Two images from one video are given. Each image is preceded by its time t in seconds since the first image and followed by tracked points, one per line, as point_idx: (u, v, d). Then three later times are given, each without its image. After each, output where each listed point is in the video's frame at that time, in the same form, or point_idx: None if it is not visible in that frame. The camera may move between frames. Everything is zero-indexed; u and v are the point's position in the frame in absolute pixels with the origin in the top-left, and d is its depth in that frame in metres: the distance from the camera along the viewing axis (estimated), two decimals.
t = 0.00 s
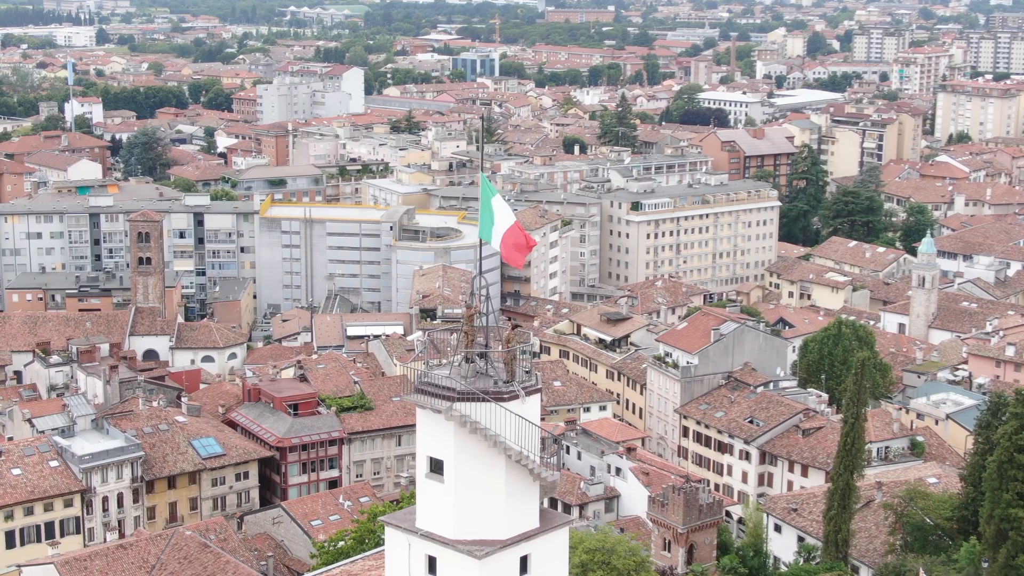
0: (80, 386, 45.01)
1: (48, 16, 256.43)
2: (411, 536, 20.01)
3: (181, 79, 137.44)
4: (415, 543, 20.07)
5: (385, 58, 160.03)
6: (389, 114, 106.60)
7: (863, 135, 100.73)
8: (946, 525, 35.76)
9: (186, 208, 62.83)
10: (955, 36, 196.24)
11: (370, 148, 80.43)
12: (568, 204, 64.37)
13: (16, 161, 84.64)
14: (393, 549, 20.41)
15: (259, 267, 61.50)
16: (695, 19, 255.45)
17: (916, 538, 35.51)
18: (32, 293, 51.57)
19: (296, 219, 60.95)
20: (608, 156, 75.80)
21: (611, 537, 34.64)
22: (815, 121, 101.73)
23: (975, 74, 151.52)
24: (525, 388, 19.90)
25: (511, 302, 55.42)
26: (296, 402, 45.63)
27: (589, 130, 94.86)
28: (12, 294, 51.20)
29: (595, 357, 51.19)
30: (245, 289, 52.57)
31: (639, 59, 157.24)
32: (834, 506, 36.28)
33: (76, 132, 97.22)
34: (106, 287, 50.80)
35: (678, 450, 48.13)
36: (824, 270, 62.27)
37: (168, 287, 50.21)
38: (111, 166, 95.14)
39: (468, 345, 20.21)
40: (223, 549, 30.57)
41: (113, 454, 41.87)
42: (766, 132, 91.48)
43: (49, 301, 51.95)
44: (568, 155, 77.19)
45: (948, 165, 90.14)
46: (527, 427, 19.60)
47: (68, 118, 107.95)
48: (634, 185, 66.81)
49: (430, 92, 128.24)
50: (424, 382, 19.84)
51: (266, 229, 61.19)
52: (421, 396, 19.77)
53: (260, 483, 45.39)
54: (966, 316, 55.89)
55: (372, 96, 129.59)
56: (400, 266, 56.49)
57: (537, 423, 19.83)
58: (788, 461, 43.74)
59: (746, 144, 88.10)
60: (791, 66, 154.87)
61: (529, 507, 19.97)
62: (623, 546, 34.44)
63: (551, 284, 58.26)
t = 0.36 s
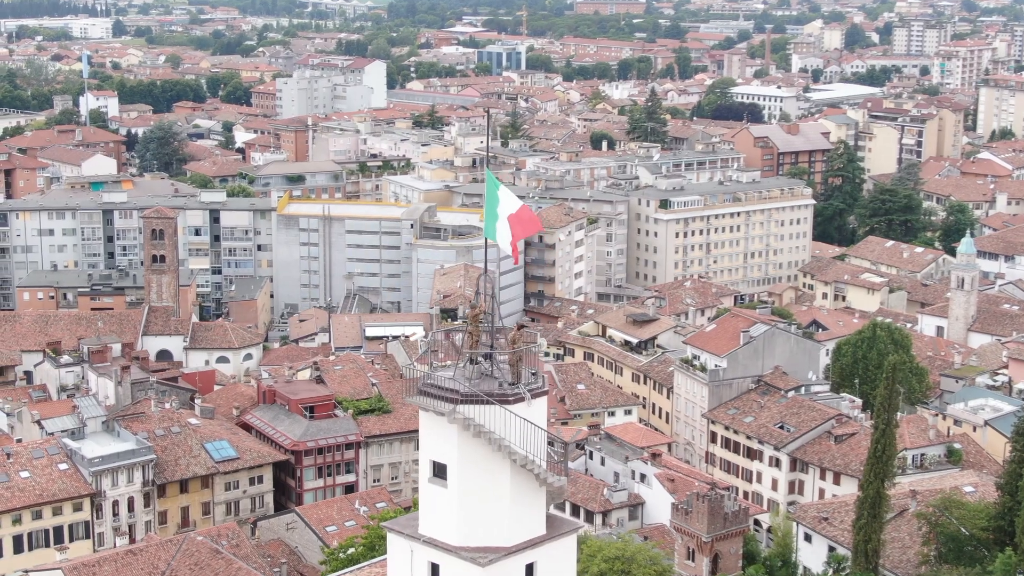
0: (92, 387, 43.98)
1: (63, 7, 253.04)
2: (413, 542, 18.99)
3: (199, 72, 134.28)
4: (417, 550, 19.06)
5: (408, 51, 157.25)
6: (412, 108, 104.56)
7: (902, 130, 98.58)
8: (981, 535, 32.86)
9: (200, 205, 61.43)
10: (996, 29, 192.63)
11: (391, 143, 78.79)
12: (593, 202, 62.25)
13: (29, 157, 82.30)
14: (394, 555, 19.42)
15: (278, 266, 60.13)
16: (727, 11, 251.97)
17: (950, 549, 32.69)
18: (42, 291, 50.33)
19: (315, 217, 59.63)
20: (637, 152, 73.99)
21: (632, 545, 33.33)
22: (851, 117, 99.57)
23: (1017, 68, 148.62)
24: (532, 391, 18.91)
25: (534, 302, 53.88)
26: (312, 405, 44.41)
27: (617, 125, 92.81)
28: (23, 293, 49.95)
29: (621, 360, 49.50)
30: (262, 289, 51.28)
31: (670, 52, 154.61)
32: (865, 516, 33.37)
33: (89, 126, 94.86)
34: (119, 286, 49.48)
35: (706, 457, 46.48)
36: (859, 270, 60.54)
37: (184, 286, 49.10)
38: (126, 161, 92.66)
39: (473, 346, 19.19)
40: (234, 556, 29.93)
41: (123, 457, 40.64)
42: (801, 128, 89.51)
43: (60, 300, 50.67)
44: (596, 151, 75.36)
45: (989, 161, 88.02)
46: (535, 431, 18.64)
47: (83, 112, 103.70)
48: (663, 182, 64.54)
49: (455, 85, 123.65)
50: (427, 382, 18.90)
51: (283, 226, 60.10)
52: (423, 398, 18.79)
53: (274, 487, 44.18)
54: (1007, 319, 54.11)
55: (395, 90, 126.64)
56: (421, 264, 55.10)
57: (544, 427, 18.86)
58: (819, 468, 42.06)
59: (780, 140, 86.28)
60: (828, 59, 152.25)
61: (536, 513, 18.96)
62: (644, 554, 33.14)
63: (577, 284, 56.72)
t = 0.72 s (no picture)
0: (103, 389, 42.41)
1: None
2: (417, 548, 18.36)
3: (219, 65, 130.26)
4: (421, 558, 18.43)
5: (433, 44, 154.25)
6: (436, 102, 102.19)
7: (943, 127, 96.45)
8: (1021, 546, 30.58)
9: (216, 201, 59.57)
10: None
11: (414, 140, 77.00)
12: (621, 200, 60.59)
13: (42, 151, 79.61)
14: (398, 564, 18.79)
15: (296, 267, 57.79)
16: (762, 4, 248.45)
17: (987, 560, 30.54)
18: (54, 289, 48.97)
19: (335, 213, 57.07)
20: (667, 148, 72.15)
21: (653, 555, 31.68)
22: (890, 113, 97.36)
23: None
24: (537, 393, 18.15)
25: (559, 303, 52.29)
26: (329, 407, 42.93)
27: (648, 121, 90.66)
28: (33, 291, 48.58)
29: (647, 363, 47.52)
30: (280, 290, 50.14)
31: (704, 45, 151.84)
32: (895, 525, 30.65)
33: (104, 119, 92.15)
34: (133, 284, 48.29)
35: (735, 463, 44.34)
36: (896, 271, 58.74)
37: (200, 285, 48.31)
38: (141, 156, 89.50)
39: (478, 346, 18.39)
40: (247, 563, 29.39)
41: (135, 460, 39.32)
42: (838, 124, 87.55)
43: (73, 298, 49.26)
44: (624, 147, 73.45)
45: None
46: (542, 435, 17.95)
47: (98, 106, 99.19)
48: (693, 179, 62.76)
49: (481, 80, 120.37)
50: (432, 383, 18.13)
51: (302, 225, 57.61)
52: (426, 400, 18.13)
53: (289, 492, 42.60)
54: None
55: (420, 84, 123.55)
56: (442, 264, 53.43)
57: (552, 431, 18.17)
58: (853, 476, 40.02)
59: (817, 136, 84.44)
60: (868, 53, 149.54)
61: (543, 519, 18.28)
62: (666, 565, 31.47)
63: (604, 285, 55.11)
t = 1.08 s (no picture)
0: (116, 390, 41.20)
1: None
2: (419, 555, 17.42)
3: (236, 58, 124.12)
4: (424, 565, 17.49)
5: (458, 36, 150.69)
6: (461, 96, 99.91)
7: (985, 123, 94.46)
8: None
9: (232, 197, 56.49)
10: None
11: (437, 135, 75.10)
12: (649, 197, 59.21)
13: (54, 146, 76.61)
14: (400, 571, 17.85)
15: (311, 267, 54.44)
16: None
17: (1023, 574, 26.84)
18: (66, 288, 47.43)
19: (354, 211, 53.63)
20: (697, 145, 70.38)
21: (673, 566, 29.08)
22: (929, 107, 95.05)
23: None
24: (544, 396, 17.15)
25: (586, 304, 50.64)
26: (346, 410, 40.88)
27: (679, 117, 88.69)
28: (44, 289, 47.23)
29: (674, 366, 45.25)
30: (297, 289, 48.98)
31: (737, 38, 149.09)
32: (928, 535, 26.35)
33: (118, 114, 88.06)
34: (147, 283, 47.06)
35: (765, 470, 41.98)
36: (935, 273, 57.03)
37: (216, 284, 47.50)
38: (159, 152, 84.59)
39: (483, 347, 17.45)
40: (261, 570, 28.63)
41: (147, 463, 37.63)
42: (875, 119, 85.62)
43: (86, 297, 47.52)
44: (654, 143, 71.55)
45: None
46: (550, 441, 16.99)
47: (114, 101, 94.59)
48: (724, 176, 61.38)
49: (507, 74, 116.09)
50: (436, 385, 17.19)
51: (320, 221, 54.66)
52: (428, 403, 17.20)
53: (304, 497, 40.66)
54: None
55: (445, 78, 120.22)
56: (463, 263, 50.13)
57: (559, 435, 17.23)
58: (887, 485, 37.57)
59: (854, 131, 82.69)
60: (908, 46, 146.79)
61: (550, 527, 17.33)
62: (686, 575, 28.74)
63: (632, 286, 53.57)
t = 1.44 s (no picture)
0: (128, 392, 39.16)
1: None
2: (422, 562, 16.08)
3: (259, 51, 121.93)
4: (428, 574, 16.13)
5: (486, 28, 148.35)
6: (488, 90, 98.15)
7: None
8: None
9: (252, 194, 54.73)
10: None
11: (462, 130, 73.51)
12: (682, 195, 57.55)
13: (69, 140, 74.58)
14: None
15: (332, 268, 53.41)
16: None
17: None
18: (80, 287, 46.41)
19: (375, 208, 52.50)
20: (732, 141, 68.56)
21: None
22: (973, 103, 92.75)
23: None
24: (551, 400, 15.63)
25: (614, 305, 49.01)
26: (365, 413, 38.23)
27: (713, 111, 86.98)
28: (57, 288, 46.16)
29: (705, 369, 42.32)
30: (317, 289, 47.63)
31: (775, 30, 146.82)
32: (963, 547, 24.04)
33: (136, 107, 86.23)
34: (162, 280, 46.18)
35: (799, 479, 38.83)
36: (979, 273, 55.27)
37: (234, 282, 46.38)
38: (178, 146, 82.94)
39: (490, 349, 16.02)
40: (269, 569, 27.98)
41: (159, 467, 34.85)
42: (917, 115, 83.67)
43: (100, 295, 46.39)
44: (686, 139, 69.69)
45: None
46: (558, 446, 15.49)
47: (132, 93, 92.78)
48: (760, 173, 59.80)
49: (536, 67, 114.35)
50: (439, 388, 15.84)
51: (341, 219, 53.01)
52: (431, 405, 15.83)
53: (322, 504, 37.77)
54: None
55: (472, 71, 117.52)
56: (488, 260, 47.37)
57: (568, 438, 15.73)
58: (925, 494, 34.14)
59: (896, 127, 80.82)
60: (952, 39, 144.34)
61: (560, 534, 15.86)
62: None
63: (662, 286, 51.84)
